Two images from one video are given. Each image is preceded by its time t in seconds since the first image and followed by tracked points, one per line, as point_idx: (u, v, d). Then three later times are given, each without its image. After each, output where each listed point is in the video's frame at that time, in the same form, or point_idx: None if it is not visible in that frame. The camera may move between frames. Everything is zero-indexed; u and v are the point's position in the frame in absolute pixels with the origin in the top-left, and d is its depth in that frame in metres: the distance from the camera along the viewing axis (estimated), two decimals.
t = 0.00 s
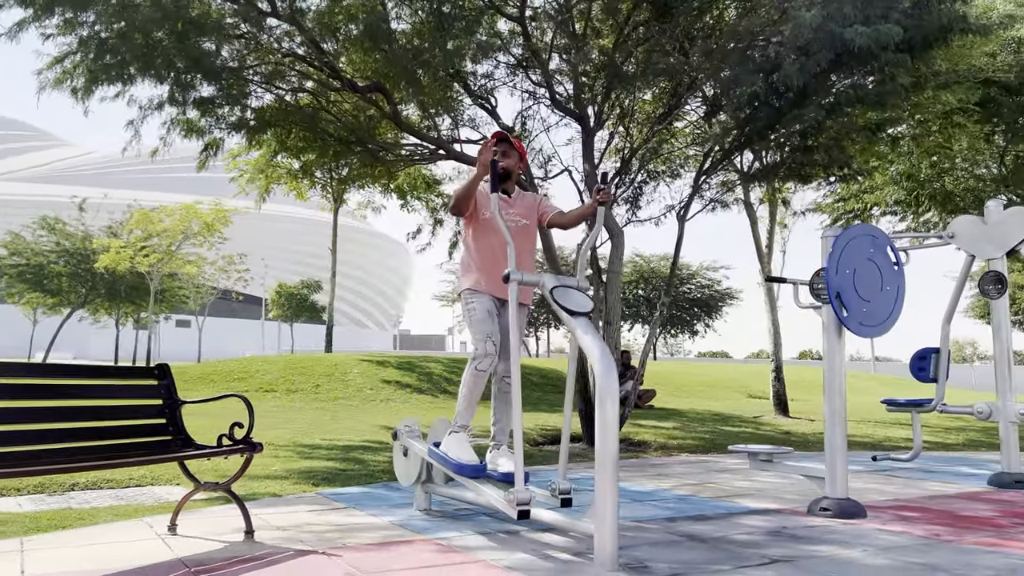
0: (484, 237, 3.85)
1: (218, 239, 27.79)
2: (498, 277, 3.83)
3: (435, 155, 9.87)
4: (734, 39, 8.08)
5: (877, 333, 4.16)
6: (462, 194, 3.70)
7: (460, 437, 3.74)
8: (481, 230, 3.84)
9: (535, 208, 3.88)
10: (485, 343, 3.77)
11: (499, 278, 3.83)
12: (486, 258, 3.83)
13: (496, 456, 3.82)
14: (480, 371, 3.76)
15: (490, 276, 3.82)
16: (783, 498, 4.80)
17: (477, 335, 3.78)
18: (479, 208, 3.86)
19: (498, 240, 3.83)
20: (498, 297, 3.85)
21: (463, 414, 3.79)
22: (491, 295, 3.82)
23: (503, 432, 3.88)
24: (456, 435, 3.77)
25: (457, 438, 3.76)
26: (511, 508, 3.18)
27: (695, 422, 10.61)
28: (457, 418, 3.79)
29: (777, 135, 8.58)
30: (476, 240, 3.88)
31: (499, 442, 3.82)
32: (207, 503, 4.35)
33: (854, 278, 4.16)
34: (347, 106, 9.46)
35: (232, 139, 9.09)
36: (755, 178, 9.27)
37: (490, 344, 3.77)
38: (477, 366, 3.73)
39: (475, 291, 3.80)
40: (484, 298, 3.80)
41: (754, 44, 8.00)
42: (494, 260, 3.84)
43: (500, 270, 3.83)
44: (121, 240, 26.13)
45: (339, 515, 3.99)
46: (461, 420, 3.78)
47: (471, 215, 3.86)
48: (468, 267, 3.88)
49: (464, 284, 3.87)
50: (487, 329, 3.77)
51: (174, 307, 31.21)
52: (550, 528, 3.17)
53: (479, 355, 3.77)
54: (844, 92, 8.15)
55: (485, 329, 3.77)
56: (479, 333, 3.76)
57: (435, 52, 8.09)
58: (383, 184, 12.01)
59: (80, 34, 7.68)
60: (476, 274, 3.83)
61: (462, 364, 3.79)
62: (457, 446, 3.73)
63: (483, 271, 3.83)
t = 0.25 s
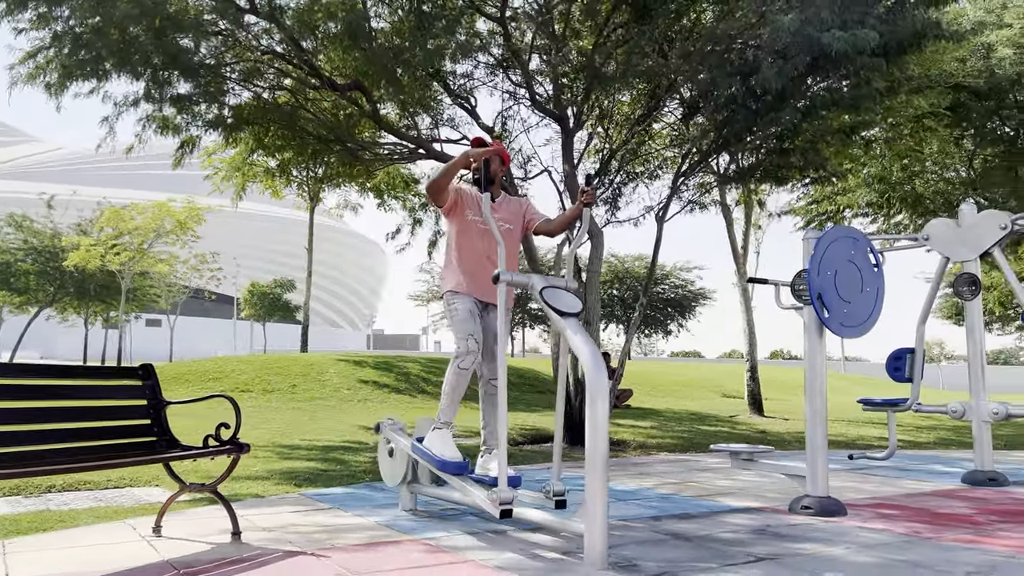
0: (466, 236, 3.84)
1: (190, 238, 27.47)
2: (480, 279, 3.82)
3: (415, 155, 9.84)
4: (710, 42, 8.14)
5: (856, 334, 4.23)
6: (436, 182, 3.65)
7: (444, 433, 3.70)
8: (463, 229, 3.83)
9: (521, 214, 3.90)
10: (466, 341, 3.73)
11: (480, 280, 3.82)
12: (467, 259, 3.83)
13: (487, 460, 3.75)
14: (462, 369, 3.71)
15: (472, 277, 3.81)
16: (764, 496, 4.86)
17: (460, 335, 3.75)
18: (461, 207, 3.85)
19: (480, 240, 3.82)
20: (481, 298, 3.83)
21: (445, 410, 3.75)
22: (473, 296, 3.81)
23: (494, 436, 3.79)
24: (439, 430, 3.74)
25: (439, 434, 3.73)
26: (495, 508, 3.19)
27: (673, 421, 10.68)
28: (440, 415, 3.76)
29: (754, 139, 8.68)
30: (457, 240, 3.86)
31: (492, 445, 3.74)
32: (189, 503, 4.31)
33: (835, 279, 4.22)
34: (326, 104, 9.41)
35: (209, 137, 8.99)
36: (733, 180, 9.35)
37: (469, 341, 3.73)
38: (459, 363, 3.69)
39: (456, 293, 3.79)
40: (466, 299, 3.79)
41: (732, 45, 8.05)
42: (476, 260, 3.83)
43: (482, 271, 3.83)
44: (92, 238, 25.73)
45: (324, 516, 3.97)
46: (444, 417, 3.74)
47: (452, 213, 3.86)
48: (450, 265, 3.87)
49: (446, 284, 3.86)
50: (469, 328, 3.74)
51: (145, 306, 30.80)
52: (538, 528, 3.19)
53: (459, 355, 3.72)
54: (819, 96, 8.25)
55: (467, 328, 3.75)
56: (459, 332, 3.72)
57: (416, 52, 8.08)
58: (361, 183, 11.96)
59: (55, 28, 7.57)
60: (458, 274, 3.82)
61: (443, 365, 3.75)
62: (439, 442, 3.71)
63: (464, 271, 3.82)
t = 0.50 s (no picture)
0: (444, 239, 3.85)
1: (158, 237, 27.05)
2: (460, 281, 3.81)
3: (388, 154, 9.80)
4: (682, 44, 8.13)
5: (829, 337, 4.29)
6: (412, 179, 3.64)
7: (413, 434, 3.64)
8: (441, 232, 3.84)
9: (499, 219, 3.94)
10: (444, 352, 3.71)
11: (459, 283, 3.81)
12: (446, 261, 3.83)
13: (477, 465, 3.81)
14: (438, 380, 3.70)
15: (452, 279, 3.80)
16: (738, 497, 4.90)
17: (438, 344, 3.74)
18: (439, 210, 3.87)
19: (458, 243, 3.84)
20: (460, 303, 3.83)
21: (416, 413, 3.70)
22: (453, 300, 3.80)
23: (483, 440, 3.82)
24: (408, 432, 3.67)
25: (408, 435, 3.66)
26: (460, 507, 3.16)
27: (645, 421, 10.74)
28: (410, 418, 3.70)
29: (726, 143, 8.76)
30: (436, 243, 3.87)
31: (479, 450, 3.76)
32: (161, 507, 4.25)
33: (809, 282, 4.27)
34: (298, 102, 9.33)
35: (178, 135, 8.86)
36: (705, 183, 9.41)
37: (447, 352, 3.71)
38: (434, 374, 3.67)
39: (437, 298, 3.79)
40: (447, 303, 3.78)
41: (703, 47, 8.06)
42: (455, 263, 3.83)
43: (461, 274, 3.83)
44: (56, 235, 25.24)
45: (300, 520, 3.94)
46: (413, 419, 3.69)
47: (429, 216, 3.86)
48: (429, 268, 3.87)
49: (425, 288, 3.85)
50: (447, 339, 3.73)
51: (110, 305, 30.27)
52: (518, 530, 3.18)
53: (436, 365, 3.70)
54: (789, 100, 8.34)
55: (445, 338, 3.73)
56: (437, 344, 3.71)
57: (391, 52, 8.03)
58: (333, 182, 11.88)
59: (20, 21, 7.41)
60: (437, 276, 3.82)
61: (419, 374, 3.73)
62: (407, 442, 3.64)
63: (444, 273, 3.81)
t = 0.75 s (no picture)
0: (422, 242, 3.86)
1: (119, 235, 26.58)
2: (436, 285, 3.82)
3: (357, 154, 9.74)
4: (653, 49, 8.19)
5: (798, 341, 4.35)
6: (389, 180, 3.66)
7: (383, 440, 3.67)
8: (419, 235, 3.86)
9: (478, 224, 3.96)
10: (420, 359, 3.70)
11: (435, 287, 3.81)
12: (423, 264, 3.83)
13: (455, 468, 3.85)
14: (412, 386, 3.69)
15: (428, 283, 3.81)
16: (708, 499, 4.96)
17: (414, 351, 3.73)
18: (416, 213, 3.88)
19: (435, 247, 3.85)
20: (436, 308, 3.82)
21: (388, 420, 3.71)
22: (429, 304, 3.80)
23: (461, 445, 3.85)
24: (379, 438, 3.70)
25: (379, 440, 3.69)
26: (433, 511, 3.16)
27: (613, 422, 10.80)
28: (381, 424, 3.72)
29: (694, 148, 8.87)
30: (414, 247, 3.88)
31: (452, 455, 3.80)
32: (129, 513, 4.17)
33: (778, 287, 4.34)
34: (266, 101, 9.24)
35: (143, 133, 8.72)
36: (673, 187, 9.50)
37: (422, 360, 3.70)
38: (408, 381, 3.67)
39: (414, 302, 3.78)
40: (424, 308, 3.78)
41: (672, 53, 8.11)
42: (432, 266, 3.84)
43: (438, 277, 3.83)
44: (12, 233, 24.67)
45: (272, 526, 3.90)
46: (385, 425, 3.71)
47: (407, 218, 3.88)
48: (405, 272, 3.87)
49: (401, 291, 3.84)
50: (422, 346, 3.72)
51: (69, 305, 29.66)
52: (494, 535, 3.20)
53: (411, 371, 3.69)
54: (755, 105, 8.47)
55: (420, 345, 3.73)
56: (413, 352, 3.70)
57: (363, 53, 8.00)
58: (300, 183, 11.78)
59: None
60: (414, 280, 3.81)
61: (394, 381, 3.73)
62: (377, 447, 3.66)
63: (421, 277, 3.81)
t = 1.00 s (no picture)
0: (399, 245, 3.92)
1: (74, 233, 26.00)
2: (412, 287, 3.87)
3: (324, 154, 9.68)
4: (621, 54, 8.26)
5: (765, 343, 4.45)
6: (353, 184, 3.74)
7: (366, 443, 3.68)
8: (396, 236, 3.92)
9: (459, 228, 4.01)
10: (398, 355, 3.76)
11: (412, 288, 3.87)
12: (399, 267, 3.89)
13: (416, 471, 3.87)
14: (392, 384, 3.75)
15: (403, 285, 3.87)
16: (675, 499, 5.04)
17: (391, 348, 3.78)
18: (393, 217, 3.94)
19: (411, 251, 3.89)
20: (412, 309, 3.88)
21: (369, 421, 3.74)
22: (406, 306, 3.85)
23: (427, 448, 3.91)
24: (360, 441, 3.70)
25: (360, 444, 3.70)
26: (419, 517, 3.25)
27: (578, 423, 10.88)
28: (362, 425, 3.73)
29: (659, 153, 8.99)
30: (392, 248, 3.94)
31: (418, 457, 3.87)
32: (95, 517, 4.11)
33: (746, 291, 4.44)
34: (230, 99, 9.12)
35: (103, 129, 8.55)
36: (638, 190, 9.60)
37: (401, 357, 3.77)
38: (387, 378, 3.72)
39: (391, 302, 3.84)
40: (400, 309, 3.84)
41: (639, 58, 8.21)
42: (408, 270, 3.89)
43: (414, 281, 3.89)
44: None
45: (242, 529, 3.87)
46: (366, 428, 3.73)
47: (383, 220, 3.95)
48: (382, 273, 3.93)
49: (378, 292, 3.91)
50: (401, 343, 3.78)
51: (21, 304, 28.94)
52: (470, 537, 3.22)
53: (390, 369, 3.75)
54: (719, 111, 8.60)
55: (398, 341, 3.78)
56: (391, 349, 3.76)
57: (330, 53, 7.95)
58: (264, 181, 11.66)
59: None
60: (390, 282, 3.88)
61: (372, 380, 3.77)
62: (360, 451, 3.67)
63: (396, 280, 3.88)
